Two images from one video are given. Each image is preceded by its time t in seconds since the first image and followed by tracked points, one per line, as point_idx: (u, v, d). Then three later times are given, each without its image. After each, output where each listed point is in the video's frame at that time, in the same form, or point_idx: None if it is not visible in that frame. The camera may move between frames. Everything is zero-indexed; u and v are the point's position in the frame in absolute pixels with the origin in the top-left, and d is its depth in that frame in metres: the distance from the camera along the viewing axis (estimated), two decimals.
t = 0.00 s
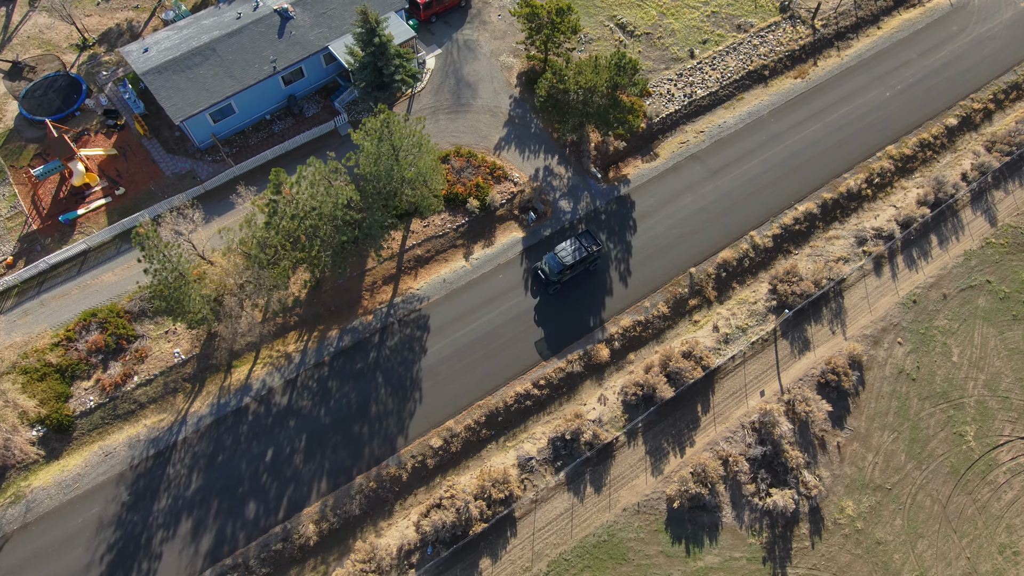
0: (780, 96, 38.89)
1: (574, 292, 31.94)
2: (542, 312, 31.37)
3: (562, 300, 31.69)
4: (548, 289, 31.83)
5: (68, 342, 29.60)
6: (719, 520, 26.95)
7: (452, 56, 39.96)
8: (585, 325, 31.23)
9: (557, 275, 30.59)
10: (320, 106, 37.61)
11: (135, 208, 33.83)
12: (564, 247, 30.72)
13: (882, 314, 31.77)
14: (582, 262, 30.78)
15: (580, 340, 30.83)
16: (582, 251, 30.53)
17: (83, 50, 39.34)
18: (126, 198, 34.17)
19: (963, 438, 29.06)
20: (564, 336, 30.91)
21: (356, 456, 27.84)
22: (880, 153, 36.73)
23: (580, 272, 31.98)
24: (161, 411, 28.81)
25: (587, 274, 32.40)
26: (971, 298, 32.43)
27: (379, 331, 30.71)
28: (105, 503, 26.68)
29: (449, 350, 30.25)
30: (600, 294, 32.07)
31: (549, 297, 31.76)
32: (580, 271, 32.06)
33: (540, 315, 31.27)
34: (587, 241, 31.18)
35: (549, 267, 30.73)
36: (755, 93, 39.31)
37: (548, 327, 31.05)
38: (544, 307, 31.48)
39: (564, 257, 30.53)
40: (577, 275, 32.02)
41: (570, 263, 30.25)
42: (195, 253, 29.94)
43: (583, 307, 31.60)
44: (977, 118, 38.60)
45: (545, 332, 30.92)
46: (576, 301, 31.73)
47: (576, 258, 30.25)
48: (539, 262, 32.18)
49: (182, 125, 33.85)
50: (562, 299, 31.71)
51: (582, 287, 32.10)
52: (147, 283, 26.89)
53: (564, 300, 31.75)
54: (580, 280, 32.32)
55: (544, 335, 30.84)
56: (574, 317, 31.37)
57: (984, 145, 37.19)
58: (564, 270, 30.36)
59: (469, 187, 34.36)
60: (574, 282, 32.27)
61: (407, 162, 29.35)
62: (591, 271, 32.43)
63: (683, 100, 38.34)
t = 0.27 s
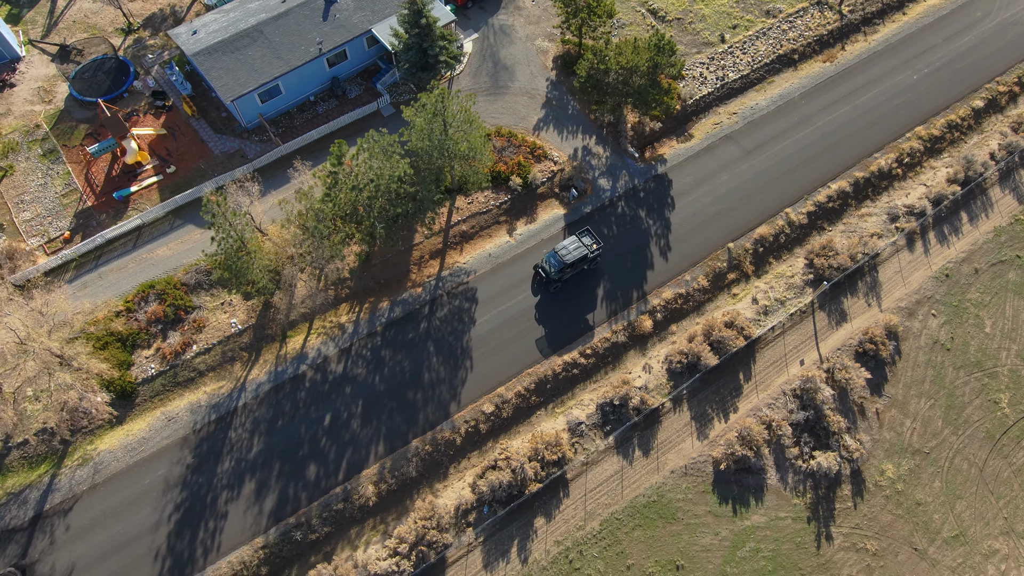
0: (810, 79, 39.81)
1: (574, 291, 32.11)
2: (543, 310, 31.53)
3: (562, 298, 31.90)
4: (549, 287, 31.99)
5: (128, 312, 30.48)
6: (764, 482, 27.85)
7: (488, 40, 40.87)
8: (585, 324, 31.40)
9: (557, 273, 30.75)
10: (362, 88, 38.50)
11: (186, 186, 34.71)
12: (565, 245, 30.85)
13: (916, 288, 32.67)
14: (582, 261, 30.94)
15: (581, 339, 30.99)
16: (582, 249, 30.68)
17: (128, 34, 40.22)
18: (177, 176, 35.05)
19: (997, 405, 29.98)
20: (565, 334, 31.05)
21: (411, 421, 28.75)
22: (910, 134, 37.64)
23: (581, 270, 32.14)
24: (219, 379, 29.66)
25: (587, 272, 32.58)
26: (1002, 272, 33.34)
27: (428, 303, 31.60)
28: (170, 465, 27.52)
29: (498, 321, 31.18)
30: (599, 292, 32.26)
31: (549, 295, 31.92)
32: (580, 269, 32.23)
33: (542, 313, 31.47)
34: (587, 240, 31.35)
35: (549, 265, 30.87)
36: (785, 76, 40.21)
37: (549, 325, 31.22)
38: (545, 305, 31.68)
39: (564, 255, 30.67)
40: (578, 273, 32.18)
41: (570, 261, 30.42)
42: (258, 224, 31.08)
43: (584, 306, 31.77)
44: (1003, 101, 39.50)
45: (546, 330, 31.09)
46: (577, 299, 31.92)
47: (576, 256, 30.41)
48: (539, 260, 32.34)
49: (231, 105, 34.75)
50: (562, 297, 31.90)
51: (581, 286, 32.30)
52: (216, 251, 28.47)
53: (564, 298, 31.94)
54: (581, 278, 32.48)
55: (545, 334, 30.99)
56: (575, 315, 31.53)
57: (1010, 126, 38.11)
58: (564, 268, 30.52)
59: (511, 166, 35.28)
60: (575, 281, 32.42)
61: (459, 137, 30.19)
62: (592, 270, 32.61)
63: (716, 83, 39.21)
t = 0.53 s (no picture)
0: (838, 63, 40.70)
1: (575, 290, 32.31)
2: (544, 309, 31.69)
3: (563, 297, 32.07)
4: (550, 286, 32.17)
5: (184, 286, 31.35)
6: (806, 448, 28.73)
7: (523, 26, 41.76)
8: (586, 323, 31.59)
9: (559, 272, 30.97)
10: (401, 72, 39.37)
11: (234, 166, 35.58)
12: (566, 245, 31.15)
13: (948, 263, 33.56)
14: (584, 259, 31.21)
15: (581, 338, 31.15)
16: (583, 248, 30.97)
17: (171, 19, 41.12)
18: (224, 156, 35.90)
19: None
20: (566, 333, 31.20)
21: (463, 389, 29.63)
22: (937, 116, 38.52)
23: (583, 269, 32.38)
24: (274, 350, 30.50)
25: (588, 272, 32.81)
26: None
27: (475, 278, 32.49)
28: (231, 431, 28.35)
29: (543, 294, 32.04)
30: (601, 291, 32.49)
31: (551, 294, 32.06)
32: (581, 269, 32.48)
33: (543, 311, 31.59)
34: (588, 239, 31.65)
35: (551, 264, 31.08)
36: (814, 61, 41.11)
37: (550, 323, 31.37)
38: (546, 304, 31.81)
39: (566, 254, 30.93)
40: (579, 272, 32.41)
41: (572, 260, 30.68)
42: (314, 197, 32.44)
43: (585, 305, 31.96)
44: None
45: (548, 329, 31.22)
46: (578, 298, 32.12)
47: (578, 255, 30.70)
48: (540, 260, 32.53)
49: (277, 87, 35.65)
50: (564, 296, 32.07)
51: (583, 285, 32.52)
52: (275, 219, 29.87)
53: (565, 297, 32.11)
54: (581, 277, 32.70)
55: (546, 332, 31.14)
56: (575, 314, 31.71)
57: None
58: (566, 267, 30.76)
59: (550, 146, 36.11)
60: (576, 280, 32.65)
61: (508, 113, 30.86)
62: (592, 269, 32.84)
63: (747, 67, 40.08)
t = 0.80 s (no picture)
0: (866, 49, 41.52)
1: (578, 288, 32.46)
2: (547, 307, 31.87)
3: (567, 295, 32.26)
4: (553, 284, 32.37)
5: (236, 262, 32.24)
6: (846, 417, 29.56)
7: (556, 13, 42.64)
8: (589, 321, 31.73)
9: (563, 270, 31.17)
10: (439, 57, 40.20)
11: (279, 147, 36.45)
12: (571, 243, 31.35)
13: (979, 241, 34.38)
14: (588, 258, 31.39)
15: (584, 335, 31.33)
16: (587, 247, 31.14)
17: (212, 6, 41.98)
18: (270, 138, 36.76)
19: None
20: (568, 331, 31.36)
21: (511, 361, 30.50)
22: (964, 100, 39.37)
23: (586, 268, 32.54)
24: (325, 323, 31.32)
25: (593, 270, 32.96)
26: None
27: (518, 255, 33.32)
28: (287, 401, 29.17)
29: (586, 270, 32.89)
30: (605, 289, 32.60)
31: (554, 292, 32.27)
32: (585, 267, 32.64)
33: (547, 309, 31.82)
34: (592, 238, 31.81)
35: (554, 263, 31.30)
36: (841, 47, 41.93)
37: (553, 321, 31.54)
38: (550, 302, 32.02)
39: (570, 252, 31.12)
40: (583, 271, 32.58)
41: (576, 259, 30.86)
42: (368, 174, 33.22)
43: (588, 303, 32.11)
44: None
45: (551, 326, 31.43)
46: (582, 296, 32.28)
47: (582, 254, 30.88)
48: (544, 258, 32.72)
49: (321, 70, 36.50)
50: (567, 295, 32.24)
51: (588, 283, 32.68)
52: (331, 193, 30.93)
53: (569, 296, 32.27)
54: (585, 276, 32.87)
55: (549, 330, 31.34)
56: (579, 312, 31.86)
57: None
58: (569, 266, 30.95)
59: (588, 128, 36.95)
60: (580, 278, 32.82)
61: (553, 92, 31.44)
62: (596, 268, 32.99)
63: (777, 53, 40.91)
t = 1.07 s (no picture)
0: (891, 36, 42.38)
1: (581, 288, 32.53)
2: (550, 306, 31.97)
3: (570, 294, 32.35)
4: (556, 284, 32.50)
5: (284, 240, 33.15)
6: (882, 389, 30.38)
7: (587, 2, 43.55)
8: (592, 320, 31.81)
9: (565, 269, 31.39)
10: (474, 43, 41.06)
11: (321, 130, 37.31)
12: (573, 242, 31.66)
13: (1006, 221, 35.21)
14: (590, 257, 31.65)
15: (586, 334, 31.41)
16: (589, 246, 31.44)
17: None
18: (312, 121, 37.62)
19: None
20: (571, 330, 31.45)
21: (555, 335, 31.31)
22: (988, 85, 40.20)
23: (589, 267, 32.74)
24: (373, 298, 32.14)
25: (595, 270, 33.12)
26: None
27: (558, 233, 34.13)
28: (340, 372, 29.99)
29: (624, 248, 33.73)
30: (607, 289, 32.68)
31: (557, 292, 32.34)
32: (588, 266, 32.83)
33: (549, 309, 31.87)
34: (595, 237, 32.09)
35: (557, 262, 31.50)
36: (867, 34, 42.78)
37: (556, 320, 31.63)
38: (552, 301, 32.09)
39: (573, 251, 31.37)
40: (585, 270, 32.77)
41: (578, 258, 31.12)
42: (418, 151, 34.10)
43: (591, 302, 32.19)
44: None
45: (554, 326, 31.50)
46: (585, 295, 32.36)
47: (584, 253, 31.15)
48: (547, 257, 32.90)
49: (363, 55, 37.34)
50: (570, 294, 32.33)
51: (590, 282, 32.78)
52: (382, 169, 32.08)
53: (571, 295, 32.36)
54: (587, 275, 33.02)
55: (551, 329, 31.42)
56: (581, 311, 31.96)
57: None
58: (572, 264, 31.17)
59: (622, 112, 37.76)
60: (582, 278, 32.96)
61: (594, 74, 31.79)
62: (598, 268, 33.13)
63: (804, 40, 41.77)
